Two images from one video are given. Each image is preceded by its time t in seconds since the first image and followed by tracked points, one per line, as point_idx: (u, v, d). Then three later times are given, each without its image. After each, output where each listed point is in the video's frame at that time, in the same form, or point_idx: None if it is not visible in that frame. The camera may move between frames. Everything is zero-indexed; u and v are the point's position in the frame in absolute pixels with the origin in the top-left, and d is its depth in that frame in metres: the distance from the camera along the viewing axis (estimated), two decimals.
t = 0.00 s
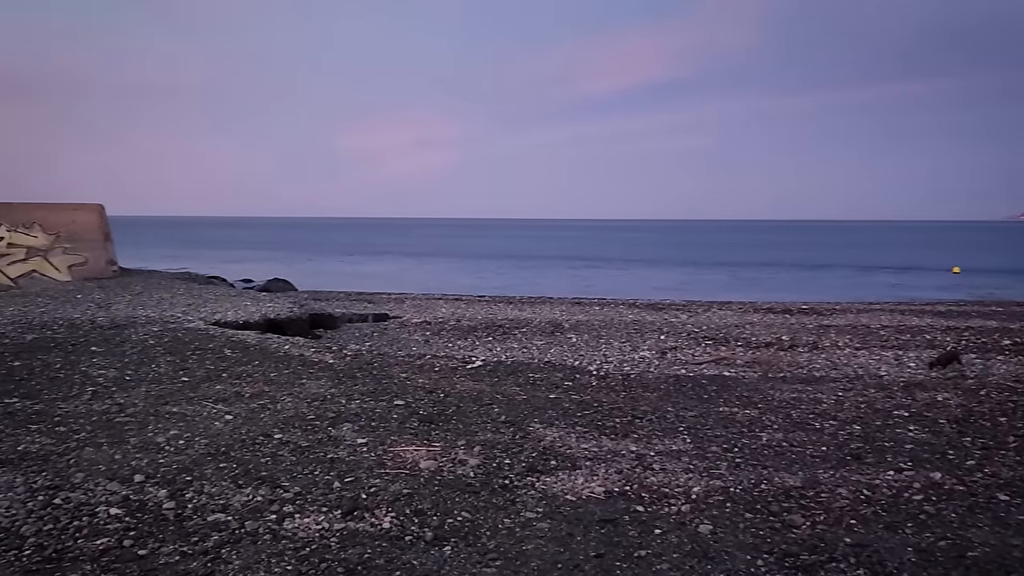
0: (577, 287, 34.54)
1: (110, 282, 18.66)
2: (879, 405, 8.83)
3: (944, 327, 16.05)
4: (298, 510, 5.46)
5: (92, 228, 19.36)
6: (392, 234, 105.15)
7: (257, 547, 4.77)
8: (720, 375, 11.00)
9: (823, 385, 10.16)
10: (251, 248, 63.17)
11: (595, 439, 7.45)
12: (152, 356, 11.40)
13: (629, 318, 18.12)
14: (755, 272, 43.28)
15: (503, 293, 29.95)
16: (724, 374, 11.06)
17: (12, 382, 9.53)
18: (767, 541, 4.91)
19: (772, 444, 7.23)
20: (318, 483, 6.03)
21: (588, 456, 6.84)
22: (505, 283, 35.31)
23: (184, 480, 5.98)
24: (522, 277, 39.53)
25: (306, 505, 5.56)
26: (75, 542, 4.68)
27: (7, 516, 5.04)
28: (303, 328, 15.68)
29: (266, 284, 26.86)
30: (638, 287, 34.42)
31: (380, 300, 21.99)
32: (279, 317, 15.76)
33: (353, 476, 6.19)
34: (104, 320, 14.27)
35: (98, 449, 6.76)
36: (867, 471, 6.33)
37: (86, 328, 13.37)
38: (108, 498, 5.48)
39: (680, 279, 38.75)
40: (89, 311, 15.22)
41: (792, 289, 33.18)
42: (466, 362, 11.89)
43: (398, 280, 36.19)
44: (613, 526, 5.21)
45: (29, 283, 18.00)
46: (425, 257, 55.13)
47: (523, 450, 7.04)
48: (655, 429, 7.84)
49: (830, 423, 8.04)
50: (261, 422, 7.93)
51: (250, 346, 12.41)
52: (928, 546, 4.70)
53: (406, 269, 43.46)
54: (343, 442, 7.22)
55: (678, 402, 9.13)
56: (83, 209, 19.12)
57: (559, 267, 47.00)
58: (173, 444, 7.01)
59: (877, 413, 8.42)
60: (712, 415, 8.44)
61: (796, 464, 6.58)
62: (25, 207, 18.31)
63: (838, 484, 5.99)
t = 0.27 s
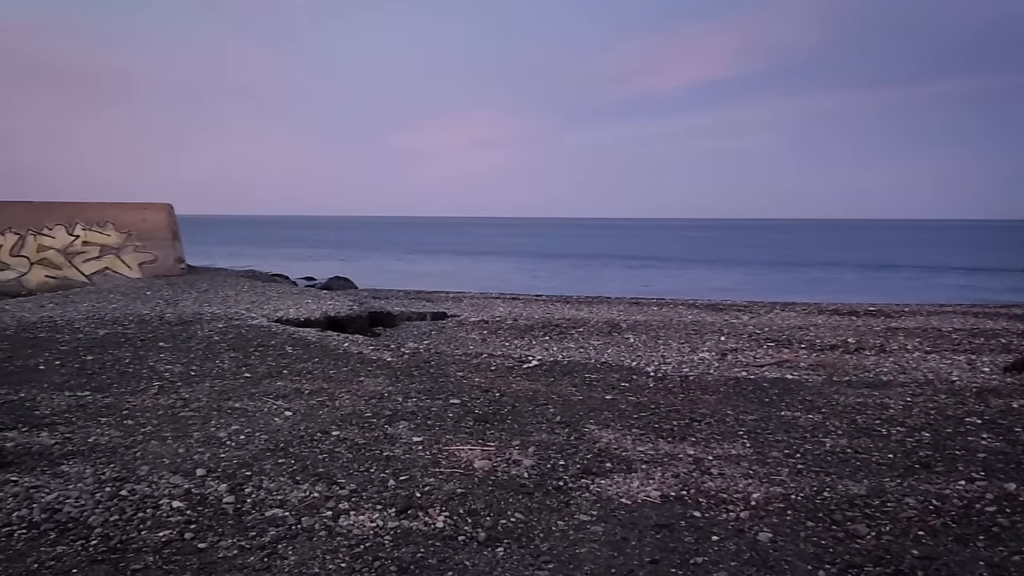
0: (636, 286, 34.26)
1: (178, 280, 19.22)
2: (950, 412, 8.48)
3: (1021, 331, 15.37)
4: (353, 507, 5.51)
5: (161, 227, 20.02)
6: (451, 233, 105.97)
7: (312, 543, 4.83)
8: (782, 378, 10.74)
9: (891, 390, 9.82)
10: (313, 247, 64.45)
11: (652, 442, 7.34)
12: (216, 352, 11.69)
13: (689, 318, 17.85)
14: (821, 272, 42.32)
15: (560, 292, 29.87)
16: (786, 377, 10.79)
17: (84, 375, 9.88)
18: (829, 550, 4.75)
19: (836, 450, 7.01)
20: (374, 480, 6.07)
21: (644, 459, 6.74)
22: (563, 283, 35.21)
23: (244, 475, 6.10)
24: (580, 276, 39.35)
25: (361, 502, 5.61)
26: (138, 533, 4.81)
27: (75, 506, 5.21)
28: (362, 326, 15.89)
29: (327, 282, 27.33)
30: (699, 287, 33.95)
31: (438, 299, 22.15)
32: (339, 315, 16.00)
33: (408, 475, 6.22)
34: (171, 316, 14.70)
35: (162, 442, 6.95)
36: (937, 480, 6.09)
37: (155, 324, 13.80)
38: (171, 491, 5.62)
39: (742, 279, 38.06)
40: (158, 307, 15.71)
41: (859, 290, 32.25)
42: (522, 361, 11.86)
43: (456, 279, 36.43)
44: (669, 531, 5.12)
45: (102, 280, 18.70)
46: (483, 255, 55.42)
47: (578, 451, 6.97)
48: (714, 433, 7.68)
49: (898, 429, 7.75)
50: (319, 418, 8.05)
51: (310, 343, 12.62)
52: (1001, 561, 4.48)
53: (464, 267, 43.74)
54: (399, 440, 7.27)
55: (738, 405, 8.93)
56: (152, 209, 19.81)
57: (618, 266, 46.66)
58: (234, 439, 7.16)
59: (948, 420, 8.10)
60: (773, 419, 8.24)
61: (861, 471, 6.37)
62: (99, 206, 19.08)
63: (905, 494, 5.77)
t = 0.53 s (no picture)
0: (697, 288, 33.80)
1: (244, 278, 19.70)
2: None
3: None
4: (408, 506, 5.54)
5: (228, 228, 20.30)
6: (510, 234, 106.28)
7: (367, 541, 4.87)
8: (848, 384, 10.42)
9: (964, 398, 9.44)
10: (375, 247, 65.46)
11: (711, 448, 7.20)
12: (279, 350, 11.92)
13: (751, 321, 17.50)
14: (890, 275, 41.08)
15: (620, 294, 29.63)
16: (852, 383, 10.46)
17: (154, 371, 10.20)
18: (895, 564, 4.58)
19: (904, 460, 6.76)
20: (429, 480, 6.10)
21: (703, 465, 6.61)
22: (622, 284, 34.94)
23: (302, 472, 6.19)
24: (639, 277, 39.02)
25: (416, 501, 5.64)
26: (200, 526, 4.92)
27: (142, 498, 5.36)
28: (422, 326, 16.02)
29: (388, 282, 27.67)
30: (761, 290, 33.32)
31: (497, 299, 22.20)
32: (398, 314, 16.18)
33: (463, 475, 6.23)
34: (237, 314, 15.07)
35: (225, 438, 7.12)
36: (1013, 494, 5.81)
37: (221, 322, 14.16)
38: (232, 485, 5.74)
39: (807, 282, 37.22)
40: (225, 305, 16.13)
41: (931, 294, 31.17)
42: (579, 363, 11.79)
43: (514, 279, 36.49)
44: (727, 540, 5.00)
45: (171, 278, 19.28)
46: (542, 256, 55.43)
47: (634, 456, 6.88)
48: (775, 440, 7.49)
49: (971, 439, 7.44)
50: (377, 417, 8.13)
51: (370, 342, 12.78)
52: None
53: (523, 268, 43.83)
54: (455, 440, 7.30)
55: (801, 412, 8.70)
56: (220, 210, 20.13)
57: (678, 268, 46.12)
58: (294, 435, 7.28)
59: None
60: (837, 427, 8.00)
61: (931, 483, 6.12)
62: (169, 207, 19.56)
63: (978, 507, 5.53)
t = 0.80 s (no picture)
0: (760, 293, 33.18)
1: (307, 279, 20.10)
2: None
3: None
4: (464, 507, 5.56)
5: (293, 229, 20.98)
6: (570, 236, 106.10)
7: (424, 541, 4.89)
8: (919, 393, 10.06)
9: None
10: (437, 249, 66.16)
11: (773, 456, 7.04)
12: (340, 350, 12.11)
13: (817, 327, 17.06)
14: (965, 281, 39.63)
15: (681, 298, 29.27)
16: (923, 393, 10.10)
17: (220, 368, 10.48)
18: None
19: (978, 474, 6.49)
20: (486, 482, 6.11)
21: (764, 474, 6.46)
22: (683, 288, 34.51)
23: (361, 471, 6.27)
24: (701, 281, 38.50)
25: (472, 503, 5.65)
26: (261, 522, 5.02)
27: (207, 492, 5.50)
28: (480, 328, 16.12)
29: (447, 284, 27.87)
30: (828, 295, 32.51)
31: (556, 302, 22.16)
32: (458, 316, 16.29)
33: (519, 478, 6.23)
34: (300, 314, 15.38)
35: (287, 435, 7.26)
36: None
37: (285, 321, 14.46)
38: (293, 482, 5.85)
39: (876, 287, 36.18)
40: (289, 305, 16.49)
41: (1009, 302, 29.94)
42: (638, 367, 11.67)
43: (573, 282, 36.37)
44: (789, 551, 4.87)
45: (238, 279, 19.76)
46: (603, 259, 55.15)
47: (693, 462, 6.77)
48: (841, 450, 7.28)
49: None
50: (435, 418, 8.19)
51: (429, 343, 12.89)
52: None
53: (583, 271, 43.69)
54: (511, 442, 7.30)
55: (869, 421, 8.43)
56: (285, 212, 20.78)
57: (741, 272, 45.33)
58: (353, 434, 7.38)
59: None
60: (907, 438, 7.72)
61: (1007, 498, 5.86)
62: (237, 209, 20.19)
63: None
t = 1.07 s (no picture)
0: (825, 297, 32.39)
1: (367, 279, 20.39)
2: None
3: None
4: (518, 509, 5.56)
5: (353, 230, 21.35)
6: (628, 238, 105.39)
7: (477, 541, 4.91)
8: (992, 403, 9.68)
9: None
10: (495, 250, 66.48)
11: (836, 465, 6.85)
12: (398, 350, 12.25)
13: (883, 333, 16.57)
14: None
15: (742, 302, 28.77)
16: (997, 402, 9.71)
17: (282, 366, 10.71)
18: None
19: None
20: (540, 484, 6.10)
21: (826, 483, 6.29)
22: (744, 291, 33.91)
23: (417, 469, 6.33)
24: (762, 285, 37.77)
25: (526, 504, 5.65)
26: (319, 517, 5.10)
27: (267, 487, 5.62)
28: (537, 330, 16.12)
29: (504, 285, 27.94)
30: (896, 300, 31.54)
31: (613, 304, 22.01)
32: (514, 317, 16.33)
33: (573, 481, 6.20)
34: (359, 313, 15.61)
35: (345, 433, 7.37)
36: None
37: (345, 321, 14.70)
38: (350, 480, 5.94)
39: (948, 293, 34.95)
40: (348, 305, 16.76)
41: None
42: (697, 371, 11.51)
43: (630, 285, 36.09)
44: (852, 563, 4.73)
45: (300, 278, 20.14)
46: (662, 262, 54.60)
47: (752, 469, 6.64)
48: (907, 460, 7.04)
49: None
50: (490, 419, 8.22)
51: (485, 344, 12.95)
52: None
53: (641, 273, 43.34)
54: (567, 445, 7.28)
55: (938, 431, 8.14)
56: (346, 213, 21.26)
57: (805, 275, 44.31)
58: (410, 433, 7.46)
59: None
60: (978, 449, 7.43)
61: None
62: (300, 210, 20.64)
63: None
